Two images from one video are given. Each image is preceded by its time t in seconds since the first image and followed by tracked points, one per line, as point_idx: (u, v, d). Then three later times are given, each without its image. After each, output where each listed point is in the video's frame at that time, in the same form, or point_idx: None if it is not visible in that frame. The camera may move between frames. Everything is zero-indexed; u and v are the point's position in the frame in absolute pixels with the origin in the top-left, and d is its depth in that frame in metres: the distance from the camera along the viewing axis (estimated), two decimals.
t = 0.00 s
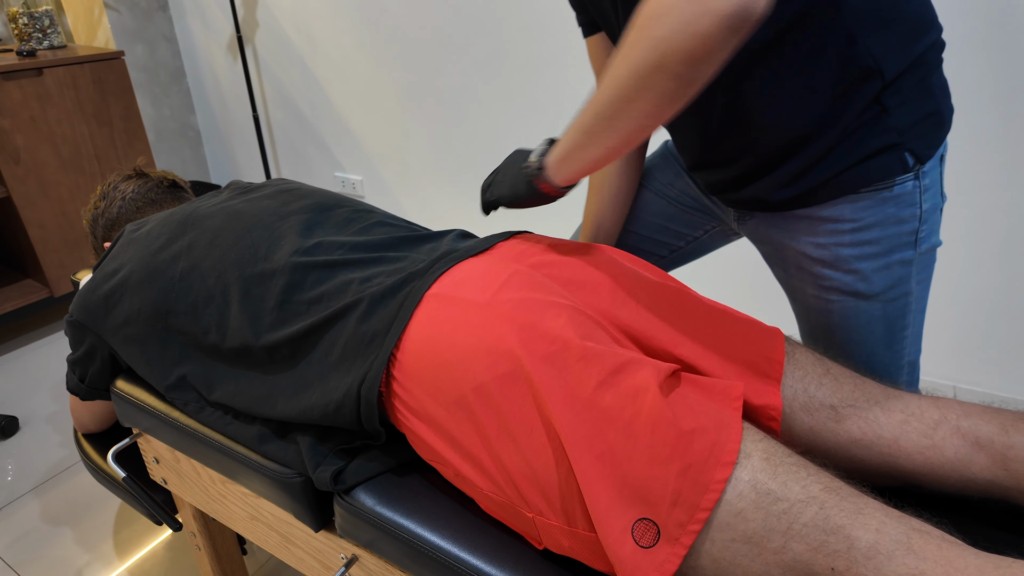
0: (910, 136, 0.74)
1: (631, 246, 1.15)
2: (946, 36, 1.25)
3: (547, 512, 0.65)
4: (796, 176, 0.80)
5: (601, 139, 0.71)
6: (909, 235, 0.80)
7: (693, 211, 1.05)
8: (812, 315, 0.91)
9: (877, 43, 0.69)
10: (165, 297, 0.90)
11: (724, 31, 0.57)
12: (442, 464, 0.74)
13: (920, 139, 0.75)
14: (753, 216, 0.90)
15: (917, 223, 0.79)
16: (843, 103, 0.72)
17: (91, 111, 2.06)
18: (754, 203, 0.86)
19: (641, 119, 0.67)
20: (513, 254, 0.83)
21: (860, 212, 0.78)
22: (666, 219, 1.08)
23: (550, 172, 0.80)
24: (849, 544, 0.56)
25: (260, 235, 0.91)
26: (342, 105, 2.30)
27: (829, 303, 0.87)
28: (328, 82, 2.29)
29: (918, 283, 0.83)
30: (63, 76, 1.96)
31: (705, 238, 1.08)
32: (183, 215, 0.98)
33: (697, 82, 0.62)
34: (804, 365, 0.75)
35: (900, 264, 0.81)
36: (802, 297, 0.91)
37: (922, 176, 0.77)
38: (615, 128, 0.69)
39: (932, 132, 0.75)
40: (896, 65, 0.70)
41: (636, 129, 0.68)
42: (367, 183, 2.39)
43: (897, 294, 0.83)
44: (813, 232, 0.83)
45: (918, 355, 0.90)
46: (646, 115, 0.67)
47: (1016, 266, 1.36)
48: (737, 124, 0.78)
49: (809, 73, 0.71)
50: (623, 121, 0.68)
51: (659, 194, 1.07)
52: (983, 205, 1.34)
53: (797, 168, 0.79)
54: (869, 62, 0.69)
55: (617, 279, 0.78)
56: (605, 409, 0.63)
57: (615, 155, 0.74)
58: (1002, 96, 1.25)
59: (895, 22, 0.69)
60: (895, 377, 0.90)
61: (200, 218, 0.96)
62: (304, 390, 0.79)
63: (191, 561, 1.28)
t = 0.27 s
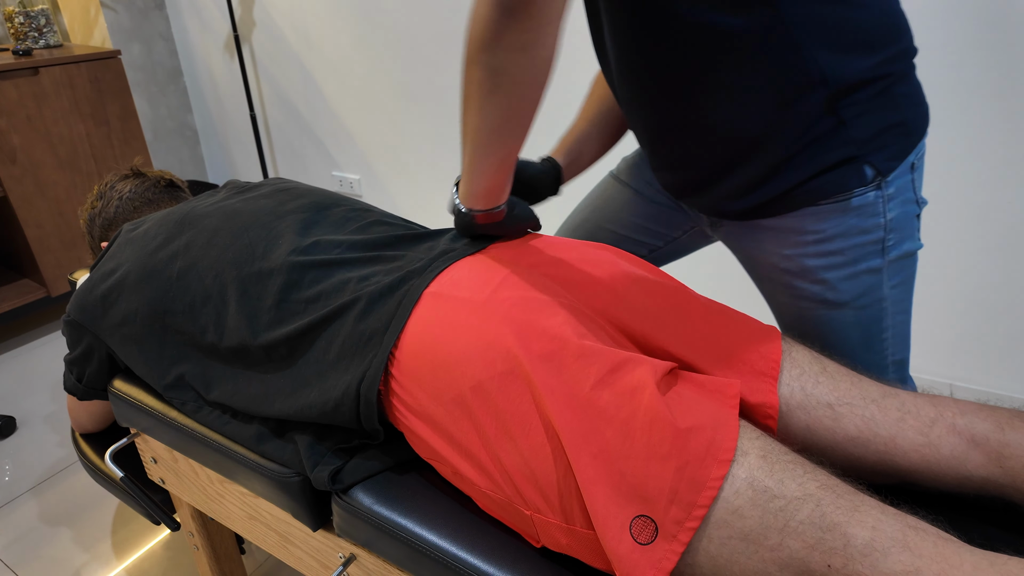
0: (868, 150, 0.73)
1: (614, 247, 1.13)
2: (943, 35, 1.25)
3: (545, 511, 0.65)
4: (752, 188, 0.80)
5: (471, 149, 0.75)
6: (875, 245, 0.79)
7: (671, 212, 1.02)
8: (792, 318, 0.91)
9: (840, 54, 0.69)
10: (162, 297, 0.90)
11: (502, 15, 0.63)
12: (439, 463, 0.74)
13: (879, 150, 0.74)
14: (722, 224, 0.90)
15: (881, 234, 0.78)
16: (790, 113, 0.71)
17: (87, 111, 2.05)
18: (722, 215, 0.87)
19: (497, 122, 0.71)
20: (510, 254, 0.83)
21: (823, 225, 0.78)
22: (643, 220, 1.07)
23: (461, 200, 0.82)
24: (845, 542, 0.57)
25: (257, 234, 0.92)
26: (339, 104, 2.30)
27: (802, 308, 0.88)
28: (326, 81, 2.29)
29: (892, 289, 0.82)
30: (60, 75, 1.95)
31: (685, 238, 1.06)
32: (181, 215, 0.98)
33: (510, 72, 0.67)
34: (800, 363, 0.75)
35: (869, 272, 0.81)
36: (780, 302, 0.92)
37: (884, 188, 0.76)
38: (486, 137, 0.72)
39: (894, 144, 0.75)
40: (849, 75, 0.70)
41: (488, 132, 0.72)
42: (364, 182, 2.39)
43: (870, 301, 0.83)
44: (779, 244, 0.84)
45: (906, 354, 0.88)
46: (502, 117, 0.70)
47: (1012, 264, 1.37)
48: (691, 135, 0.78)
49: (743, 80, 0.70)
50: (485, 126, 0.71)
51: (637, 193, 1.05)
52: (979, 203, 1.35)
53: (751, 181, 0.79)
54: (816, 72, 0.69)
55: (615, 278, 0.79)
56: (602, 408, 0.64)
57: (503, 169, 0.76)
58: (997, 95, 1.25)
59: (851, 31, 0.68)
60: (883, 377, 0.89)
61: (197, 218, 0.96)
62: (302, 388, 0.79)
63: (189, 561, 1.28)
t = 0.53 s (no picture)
0: (815, 132, 0.73)
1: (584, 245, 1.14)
2: (941, 33, 1.25)
3: (545, 508, 0.65)
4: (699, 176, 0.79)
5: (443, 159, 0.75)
6: (835, 224, 0.79)
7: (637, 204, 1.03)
8: (762, 307, 0.91)
9: (778, 35, 0.69)
10: (161, 295, 0.90)
11: (427, 24, 0.64)
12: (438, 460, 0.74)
13: (824, 129, 0.74)
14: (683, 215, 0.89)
15: (840, 213, 0.78)
16: (732, 93, 0.71)
17: (85, 110, 2.05)
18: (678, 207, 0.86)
19: (455, 128, 0.70)
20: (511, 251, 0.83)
21: (779, 210, 0.78)
22: (610, 215, 1.07)
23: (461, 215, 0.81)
24: (845, 540, 0.57)
25: (257, 232, 0.91)
26: (337, 103, 2.30)
27: (770, 295, 0.88)
28: (324, 81, 2.28)
29: (860, 267, 0.82)
30: (57, 74, 1.95)
31: (654, 229, 1.07)
32: (179, 214, 0.97)
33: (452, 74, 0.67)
34: (800, 362, 0.75)
35: (833, 254, 0.80)
36: (748, 292, 0.92)
37: (840, 165, 0.76)
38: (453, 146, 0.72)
39: (843, 123, 0.75)
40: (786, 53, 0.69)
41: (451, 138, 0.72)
42: (363, 182, 2.39)
43: (839, 281, 0.82)
44: (738, 232, 0.84)
45: (884, 330, 0.88)
46: (461, 123, 0.70)
47: (1010, 263, 1.37)
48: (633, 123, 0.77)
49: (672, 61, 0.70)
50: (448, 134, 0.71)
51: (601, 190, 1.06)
52: (977, 202, 1.35)
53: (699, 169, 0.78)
54: (748, 48, 0.68)
55: (616, 275, 0.79)
56: (604, 404, 0.64)
57: (482, 176, 0.74)
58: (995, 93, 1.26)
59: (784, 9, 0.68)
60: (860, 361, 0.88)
61: (196, 217, 0.96)
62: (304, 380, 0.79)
63: (188, 561, 1.28)
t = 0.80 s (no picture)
0: (770, 122, 0.72)
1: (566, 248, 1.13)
2: (942, 32, 1.25)
3: (544, 519, 0.65)
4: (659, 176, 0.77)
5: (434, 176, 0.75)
6: (802, 219, 0.79)
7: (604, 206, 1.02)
8: (737, 307, 0.91)
9: (722, 27, 0.67)
10: (162, 296, 0.90)
11: (385, 56, 0.64)
12: (437, 467, 0.74)
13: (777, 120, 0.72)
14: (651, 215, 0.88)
15: (806, 206, 0.79)
16: (678, 88, 0.69)
17: (84, 110, 2.05)
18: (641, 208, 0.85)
19: (438, 147, 0.70)
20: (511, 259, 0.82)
21: (742, 209, 0.78)
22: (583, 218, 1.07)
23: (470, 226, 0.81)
24: (847, 547, 0.57)
25: (257, 234, 0.92)
26: (337, 103, 2.29)
27: (743, 294, 0.88)
28: (323, 80, 2.28)
29: (832, 260, 0.83)
30: (56, 73, 1.94)
31: (628, 229, 1.06)
32: (181, 214, 0.98)
33: (424, 98, 0.66)
34: (803, 367, 0.74)
35: (802, 249, 0.81)
36: (722, 292, 0.92)
37: (801, 157, 0.76)
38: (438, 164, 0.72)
39: (798, 113, 0.73)
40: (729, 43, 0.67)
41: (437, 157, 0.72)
42: (362, 181, 2.39)
43: (810, 275, 0.83)
44: (704, 232, 0.84)
45: (862, 317, 0.88)
46: (442, 143, 0.70)
47: (1010, 261, 1.37)
48: (580, 121, 0.75)
49: (611, 63, 0.68)
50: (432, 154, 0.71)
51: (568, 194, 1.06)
52: (977, 200, 1.35)
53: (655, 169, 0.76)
54: (688, 42, 0.66)
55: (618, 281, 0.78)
56: (606, 416, 0.64)
57: (476, 188, 0.74)
58: (995, 92, 1.26)
59: None
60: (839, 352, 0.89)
61: (197, 218, 0.96)
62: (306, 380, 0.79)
63: (188, 561, 1.28)
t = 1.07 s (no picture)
0: (761, 157, 0.71)
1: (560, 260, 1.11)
2: (943, 32, 1.26)
3: (546, 559, 0.65)
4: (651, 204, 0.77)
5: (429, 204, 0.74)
6: (799, 254, 0.79)
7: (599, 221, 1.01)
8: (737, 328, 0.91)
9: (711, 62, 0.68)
10: (156, 301, 0.90)
11: (372, 82, 0.64)
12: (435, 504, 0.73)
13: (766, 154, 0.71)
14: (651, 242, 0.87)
15: (801, 240, 0.78)
16: (661, 121, 0.69)
17: (83, 110, 2.05)
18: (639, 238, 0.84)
19: (429, 174, 0.70)
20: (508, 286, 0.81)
21: (736, 242, 0.78)
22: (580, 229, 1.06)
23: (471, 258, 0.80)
24: None
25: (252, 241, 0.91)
26: (336, 103, 2.29)
27: (741, 316, 0.88)
28: (323, 79, 2.28)
29: (833, 290, 0.82)
30: (55, 74, 1.94)
31: (627, 243, 1.04)
32: (179, 217, 0.97)
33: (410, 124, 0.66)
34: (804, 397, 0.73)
35: (800, 279, 0.80)
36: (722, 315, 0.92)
37: (797, 193, 0.75)
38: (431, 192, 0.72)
39: (791, 146, 0.72)
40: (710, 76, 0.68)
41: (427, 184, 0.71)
42: (362, 181, 2.39)
43: (808, 305, 0.82)
44: (701, 261, 0.84)
45: (868, 342, 0.87)
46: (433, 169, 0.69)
47: (1010, 262, 1.37)
48: (568, 152, 0.75)
49: (593, 95, 0.69)
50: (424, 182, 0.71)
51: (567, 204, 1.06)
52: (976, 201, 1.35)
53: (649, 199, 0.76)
54: (669, 75, 0.67)
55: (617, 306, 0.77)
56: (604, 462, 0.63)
57: (471, 219, 0.73)
58: (994, 93, 1.26)
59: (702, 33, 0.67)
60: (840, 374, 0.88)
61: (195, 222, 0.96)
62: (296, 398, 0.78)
63: (189, 561, 1.28)
